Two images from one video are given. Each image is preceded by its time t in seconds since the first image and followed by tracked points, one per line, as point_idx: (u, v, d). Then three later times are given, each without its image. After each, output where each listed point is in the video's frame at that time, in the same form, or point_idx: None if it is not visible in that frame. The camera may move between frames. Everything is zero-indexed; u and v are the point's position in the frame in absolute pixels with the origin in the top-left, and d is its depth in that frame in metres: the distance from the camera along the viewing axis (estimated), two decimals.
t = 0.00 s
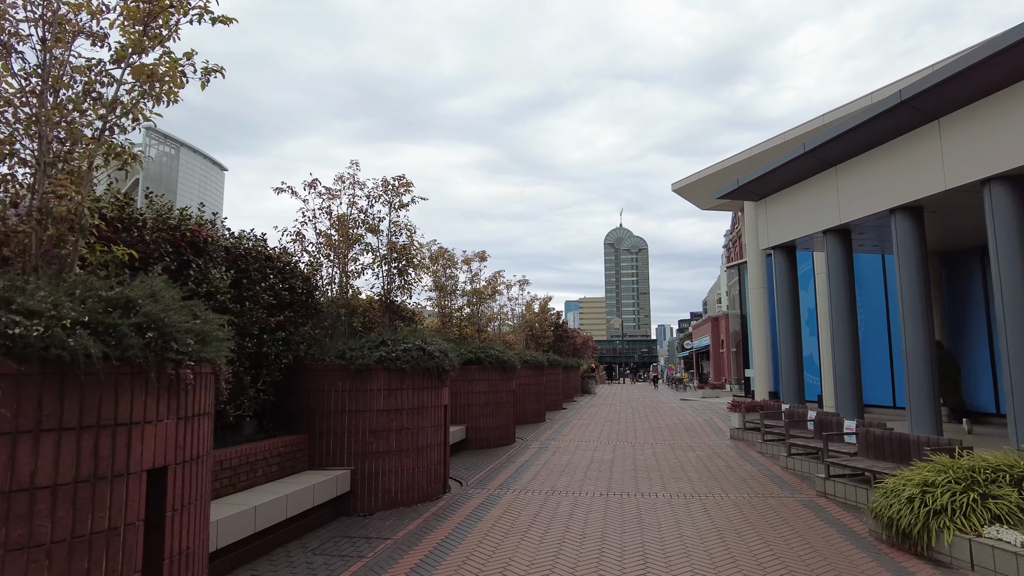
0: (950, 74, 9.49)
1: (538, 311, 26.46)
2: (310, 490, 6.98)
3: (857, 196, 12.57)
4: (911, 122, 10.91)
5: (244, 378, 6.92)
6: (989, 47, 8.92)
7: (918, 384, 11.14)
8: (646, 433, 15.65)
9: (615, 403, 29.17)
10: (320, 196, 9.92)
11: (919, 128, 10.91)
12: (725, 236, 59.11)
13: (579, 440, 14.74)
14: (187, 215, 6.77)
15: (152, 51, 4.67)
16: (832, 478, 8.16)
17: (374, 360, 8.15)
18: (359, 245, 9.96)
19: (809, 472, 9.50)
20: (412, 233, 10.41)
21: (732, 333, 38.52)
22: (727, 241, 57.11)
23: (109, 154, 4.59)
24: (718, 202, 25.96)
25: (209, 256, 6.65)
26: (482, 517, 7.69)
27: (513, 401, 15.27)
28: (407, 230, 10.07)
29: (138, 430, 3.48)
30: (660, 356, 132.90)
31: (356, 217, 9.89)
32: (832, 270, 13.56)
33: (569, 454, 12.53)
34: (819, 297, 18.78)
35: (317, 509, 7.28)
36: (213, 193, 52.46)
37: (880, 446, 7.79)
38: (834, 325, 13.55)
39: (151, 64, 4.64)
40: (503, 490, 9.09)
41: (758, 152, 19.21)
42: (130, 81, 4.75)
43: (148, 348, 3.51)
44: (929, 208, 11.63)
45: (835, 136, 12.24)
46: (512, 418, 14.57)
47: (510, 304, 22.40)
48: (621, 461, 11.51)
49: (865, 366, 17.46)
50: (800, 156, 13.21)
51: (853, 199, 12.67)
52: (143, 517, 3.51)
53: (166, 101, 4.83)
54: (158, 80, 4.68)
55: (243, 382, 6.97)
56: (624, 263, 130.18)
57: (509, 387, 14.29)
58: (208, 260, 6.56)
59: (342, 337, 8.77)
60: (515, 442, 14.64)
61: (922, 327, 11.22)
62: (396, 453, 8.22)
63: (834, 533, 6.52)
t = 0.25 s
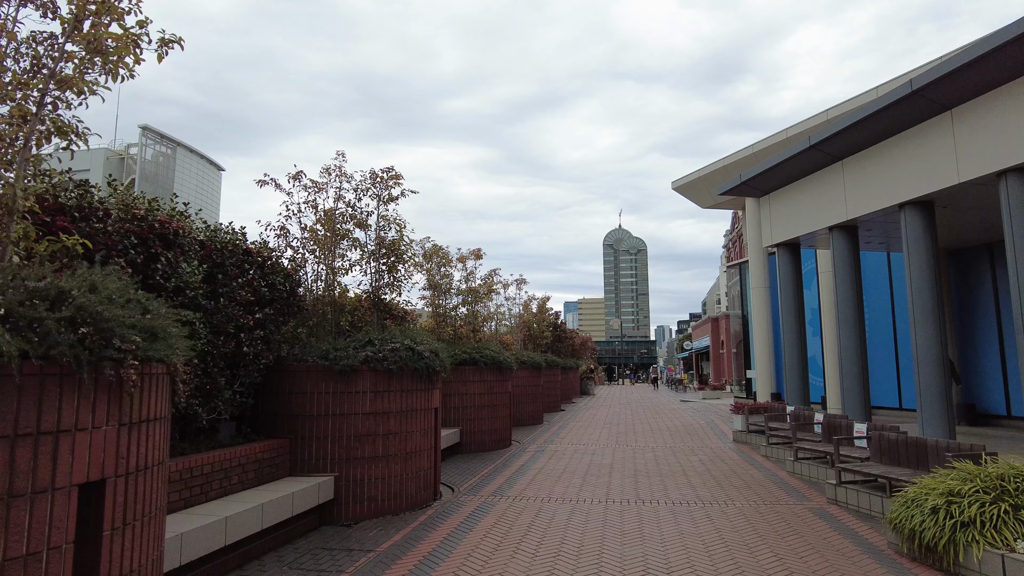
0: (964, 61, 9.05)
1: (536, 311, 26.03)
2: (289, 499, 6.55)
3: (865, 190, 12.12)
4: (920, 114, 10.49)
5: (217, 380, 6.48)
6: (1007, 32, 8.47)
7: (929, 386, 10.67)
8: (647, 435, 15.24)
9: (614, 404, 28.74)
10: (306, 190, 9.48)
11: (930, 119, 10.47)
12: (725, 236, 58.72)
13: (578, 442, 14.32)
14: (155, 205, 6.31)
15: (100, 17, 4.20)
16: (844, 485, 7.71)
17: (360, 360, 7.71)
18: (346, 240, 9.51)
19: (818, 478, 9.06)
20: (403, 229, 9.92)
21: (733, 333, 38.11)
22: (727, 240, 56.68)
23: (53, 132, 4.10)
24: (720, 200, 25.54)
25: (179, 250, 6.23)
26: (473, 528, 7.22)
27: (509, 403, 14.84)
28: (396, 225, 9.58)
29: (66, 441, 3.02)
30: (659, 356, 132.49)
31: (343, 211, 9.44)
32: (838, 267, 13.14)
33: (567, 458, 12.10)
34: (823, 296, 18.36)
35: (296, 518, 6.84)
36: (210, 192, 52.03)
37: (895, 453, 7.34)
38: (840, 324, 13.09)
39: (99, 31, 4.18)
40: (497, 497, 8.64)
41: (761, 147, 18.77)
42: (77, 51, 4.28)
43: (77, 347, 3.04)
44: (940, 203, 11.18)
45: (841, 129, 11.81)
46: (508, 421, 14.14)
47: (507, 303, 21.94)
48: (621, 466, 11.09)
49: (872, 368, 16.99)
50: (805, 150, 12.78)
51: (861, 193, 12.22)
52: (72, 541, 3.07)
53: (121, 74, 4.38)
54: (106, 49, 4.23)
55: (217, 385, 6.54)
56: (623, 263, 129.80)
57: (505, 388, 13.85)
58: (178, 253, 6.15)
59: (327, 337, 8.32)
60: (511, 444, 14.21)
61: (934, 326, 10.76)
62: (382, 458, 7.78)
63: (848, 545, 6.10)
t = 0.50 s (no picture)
0: (986, 43, 8.58)
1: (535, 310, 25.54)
2: (266, 508, 6.07)
3: (877, 182, 11.62)
4: (938, 101, 10.02)
5: (190, 379, 6.00)
6: None
7: (945, 387, 10.17)
8: (650, 437, 14.77)
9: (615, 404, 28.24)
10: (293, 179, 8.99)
11: (947, 106, 9.98)
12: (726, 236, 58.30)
13: (578, 444, 13.85)
14: (123, 189, 5.84)
15: None
16: (863, 492, 7.22)
17: (346, 358, 7.24)
18: (335, 232, 8.96)
19: (833, 483, 8.57)
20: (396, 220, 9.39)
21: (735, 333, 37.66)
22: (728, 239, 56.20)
23: None
24: (723, 197, 25.08)
25: (148, 237, 5.75)
26: (467, 539, 6.73)
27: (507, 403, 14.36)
28: (387, 215, 9.04)
29: None
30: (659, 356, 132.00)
31: (332, 201, 8.95)
32: (849, 263, 12.65)
33: (567, 461, 11.63)
34: (830, 295, 17.91)
35: (275, 528, 6.36)
36: (208, 188, 51.55)
37: (919, 458, 6.86)
38: (850, 322, 12.60)
39: None
40: (492, 504, 8.15)
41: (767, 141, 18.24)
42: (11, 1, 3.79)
43: None
44: (956, 196, 10.69)
45: (853, 118, 11.34)
46: (506, 422, 13.67)
47: (506, 301, 21.51)
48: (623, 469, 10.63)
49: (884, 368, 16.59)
50: (815, 141, 12.31)
51: (874, 185, 11.71)
52: None
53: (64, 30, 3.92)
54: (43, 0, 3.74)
55: (189, 384, 6.05)
56: (623, 263, 129.38)
57: (503, 388, 13.38)
58: (146, 241, 5.65)
59: (314, 334, 7.85)
60: (509, 446, 13.74)
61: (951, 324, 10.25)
62: (370, 463, 7.30)
63: (870, 559, 5.65)
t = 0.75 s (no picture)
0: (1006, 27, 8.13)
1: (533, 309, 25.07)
2: (237, 520, 5.60)
3: (888, 175, 11.17)
4: (953, 90, 9.58)
5: (155, 381, 5.54)
6: None
7: (960, 389, 9.70)
8: (650, 439, 14.33)
9: (615, 404, 27.81)
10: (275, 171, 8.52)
11: (963, 95, 9.53)
12: (727, 235, 57.91)
13: (576, 447, 13.41)
14: (81, 176, 5.40)
15: None
16: (880, 502, 6.75)
17: (327, 359, 6.81)
18: (319, 227, 8.56)
19: (844, 491, 8.12)
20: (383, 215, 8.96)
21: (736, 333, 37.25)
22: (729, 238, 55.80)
23: None
24: (725, 195, 24.66)
25: (107, 228, 5.31)
26: (463, 543, 6.58)
27: (503, 405, 13.92)
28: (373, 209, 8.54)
29: None
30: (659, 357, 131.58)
31: (317, 193, 8.53)
32: (858, 260, 12.19)
33: (565, 466, 11.18)
34: (834, 294, 17.50)
35: (249, 541, 5.92)
36: (204, 187, 51.08)
37: (939, 466, 6.42)
38: (859, 321, 12.13)
39: None
40: (485, 513, 7.69)
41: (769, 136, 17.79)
42: None
43: None
44: (971, 189, 10.22)
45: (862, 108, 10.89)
46: (501, 424, 13.22)
47: (503, 301, 21.06)
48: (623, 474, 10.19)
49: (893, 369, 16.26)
50: (823, 132, 11.85)
51: (884, 179, 11.25)
52: None
53: None
54: None
55: (155, 386, 5.59)
56: (623, 263, 129.00)
57: (498, 390, 12.94)
58: (105, 232, 5.20)
59: (294, 334, 7.40)
60: (505, 450, 13.28)
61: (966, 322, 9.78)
62: (353, 470, 6.87)
63: None
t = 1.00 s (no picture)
0: None
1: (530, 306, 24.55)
2: (199, 530, 5.11)
3: (898, 162, 10.68)
4: (968, 70, 9.10)
5: (107, 377, 5.04)
6: None
7: (975, 386, 9.22)
8: (650, 438, 13.88)
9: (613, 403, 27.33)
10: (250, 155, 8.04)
11: (979, 76, 9.05)
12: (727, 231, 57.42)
13: (572, 446, 12.97)
14: (24, 153, 4.91)
15: None
16: (895, 508, 6.28)
17: (300, 355, 6.35)
18: (299, 216, 8.13)
19: (854, 494, 7.65)
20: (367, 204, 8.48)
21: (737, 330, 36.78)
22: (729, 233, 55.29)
23: None
24: (725, 189, 24.19)
25: (52, 210, 4.82)
26: (458, 540, 6.49)
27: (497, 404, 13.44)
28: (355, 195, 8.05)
29: None
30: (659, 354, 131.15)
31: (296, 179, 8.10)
32: (864, 252, 11.69)
33: (559, 467, 10.71)
34: (838, 288, 17.02)
35: (212, 551, 5.44)
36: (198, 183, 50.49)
37: (958, 469, 5.97)
38: (865, 315, 11.65)
39: None
40: (472, 519, 7.22)
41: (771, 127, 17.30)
42: None
43: None
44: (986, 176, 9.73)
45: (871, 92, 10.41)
46: (495, 423, 12.74)
47: (498, 296, 20.57)
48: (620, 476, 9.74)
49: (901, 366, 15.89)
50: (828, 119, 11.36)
51: (894, 166, 10.76)
52: None
53: None
54: None
55: (108, 383, 5.09)
56: (622, 260, 128.52)
57: (490, 387, 12.47)
58: (48, 213, 4.70)
59: (268, 328, 6.92)
60: (498, 449, 12.82)
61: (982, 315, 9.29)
62: (328, 474, 6.42)
63: None
